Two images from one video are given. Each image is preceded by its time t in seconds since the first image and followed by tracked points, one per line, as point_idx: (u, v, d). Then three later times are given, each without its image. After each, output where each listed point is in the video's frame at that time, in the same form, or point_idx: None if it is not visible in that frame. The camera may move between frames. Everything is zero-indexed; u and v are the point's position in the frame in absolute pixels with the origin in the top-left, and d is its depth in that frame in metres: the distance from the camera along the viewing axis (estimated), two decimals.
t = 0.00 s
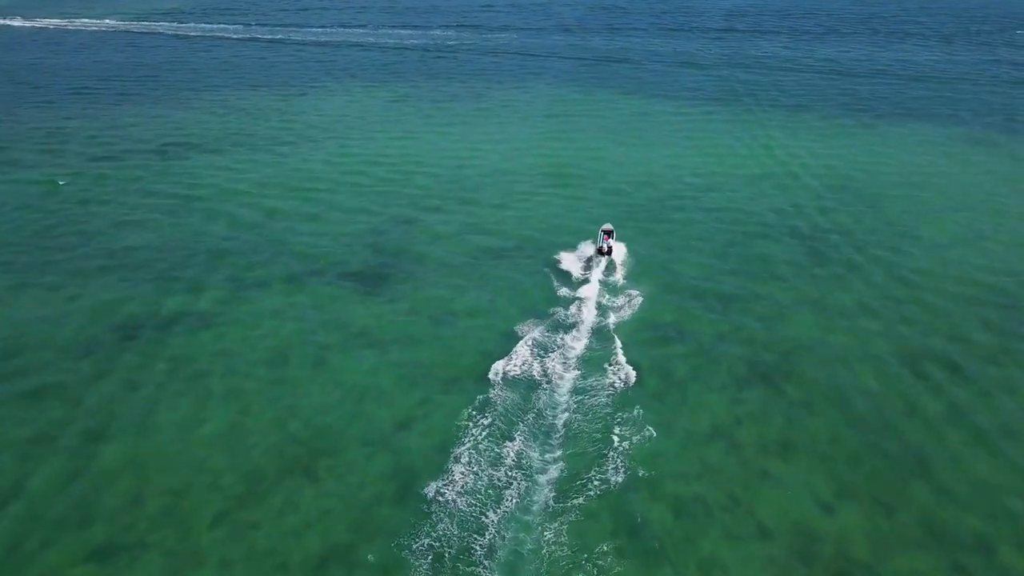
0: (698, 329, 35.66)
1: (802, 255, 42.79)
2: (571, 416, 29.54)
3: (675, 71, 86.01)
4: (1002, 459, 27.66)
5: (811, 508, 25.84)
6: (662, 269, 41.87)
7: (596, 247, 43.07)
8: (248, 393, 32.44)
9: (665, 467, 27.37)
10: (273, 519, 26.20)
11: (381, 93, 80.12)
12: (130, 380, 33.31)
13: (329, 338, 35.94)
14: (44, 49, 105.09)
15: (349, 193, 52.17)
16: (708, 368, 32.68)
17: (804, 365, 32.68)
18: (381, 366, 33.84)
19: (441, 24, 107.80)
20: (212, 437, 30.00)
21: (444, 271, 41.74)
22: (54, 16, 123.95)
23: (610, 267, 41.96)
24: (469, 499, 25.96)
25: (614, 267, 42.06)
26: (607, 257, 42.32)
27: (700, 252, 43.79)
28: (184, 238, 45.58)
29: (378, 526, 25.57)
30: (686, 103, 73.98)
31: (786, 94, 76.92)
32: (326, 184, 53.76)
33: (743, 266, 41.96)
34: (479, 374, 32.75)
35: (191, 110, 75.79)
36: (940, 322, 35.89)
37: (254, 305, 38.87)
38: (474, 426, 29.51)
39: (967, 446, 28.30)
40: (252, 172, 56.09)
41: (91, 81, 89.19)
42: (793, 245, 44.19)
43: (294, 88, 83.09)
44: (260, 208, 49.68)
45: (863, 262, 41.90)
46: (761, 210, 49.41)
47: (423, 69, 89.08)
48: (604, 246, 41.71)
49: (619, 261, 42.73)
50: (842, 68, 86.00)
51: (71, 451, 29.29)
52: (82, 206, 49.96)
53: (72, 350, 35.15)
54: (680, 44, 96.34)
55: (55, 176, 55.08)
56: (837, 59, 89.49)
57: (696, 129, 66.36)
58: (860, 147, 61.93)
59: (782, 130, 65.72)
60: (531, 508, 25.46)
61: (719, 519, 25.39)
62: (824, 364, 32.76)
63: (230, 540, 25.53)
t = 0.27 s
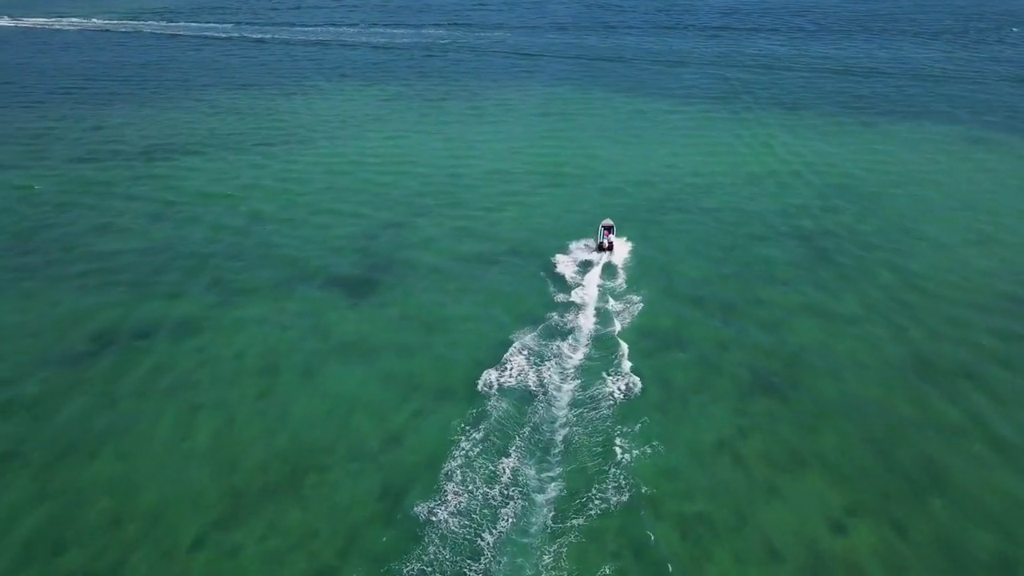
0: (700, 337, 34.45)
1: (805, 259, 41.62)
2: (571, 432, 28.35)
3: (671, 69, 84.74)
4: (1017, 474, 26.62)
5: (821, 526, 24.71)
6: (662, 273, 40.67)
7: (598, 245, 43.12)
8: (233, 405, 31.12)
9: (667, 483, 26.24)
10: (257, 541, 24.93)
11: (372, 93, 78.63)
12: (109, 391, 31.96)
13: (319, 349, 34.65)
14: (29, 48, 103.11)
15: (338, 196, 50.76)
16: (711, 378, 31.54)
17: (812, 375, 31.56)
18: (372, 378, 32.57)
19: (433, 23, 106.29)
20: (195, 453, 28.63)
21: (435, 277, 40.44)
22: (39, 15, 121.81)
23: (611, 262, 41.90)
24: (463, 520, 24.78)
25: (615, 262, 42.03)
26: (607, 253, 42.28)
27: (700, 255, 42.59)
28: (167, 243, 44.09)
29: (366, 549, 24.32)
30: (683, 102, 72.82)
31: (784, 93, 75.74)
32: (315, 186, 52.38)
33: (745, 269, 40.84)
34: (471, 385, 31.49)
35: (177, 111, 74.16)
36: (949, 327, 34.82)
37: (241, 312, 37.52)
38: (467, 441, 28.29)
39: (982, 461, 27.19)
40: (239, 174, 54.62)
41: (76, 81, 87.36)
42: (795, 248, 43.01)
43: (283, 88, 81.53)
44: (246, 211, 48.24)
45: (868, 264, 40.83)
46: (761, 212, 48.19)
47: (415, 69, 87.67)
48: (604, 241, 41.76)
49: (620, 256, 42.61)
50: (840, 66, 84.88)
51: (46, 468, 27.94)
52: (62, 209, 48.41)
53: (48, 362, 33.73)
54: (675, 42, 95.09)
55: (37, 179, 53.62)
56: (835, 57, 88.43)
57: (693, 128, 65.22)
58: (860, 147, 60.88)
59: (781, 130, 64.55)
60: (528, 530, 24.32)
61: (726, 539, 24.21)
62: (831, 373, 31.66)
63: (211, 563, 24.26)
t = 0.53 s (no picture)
0: (706, 345, 33.25)
1: (810, 265, 40.43)
2: (572, 448, 27.15)
3: (671, 69, 83.42)
4: None
5: (835, 548, 23.54)
6: (664, 279, 39.48)
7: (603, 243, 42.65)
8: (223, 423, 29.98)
9: (673, 503, 25.04)
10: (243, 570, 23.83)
11: (367, 93, 77.25)
12: (95, 409, 30.88)
13: (311, 362, 33.50)
14: (20, 49, 101.55)
15: (330, 200, 49.43)
16: (719, 390, 30.37)
17: (824, 387, 30.38)
18: (365, 391, 31.37)
19: (429, 22, 104.83)
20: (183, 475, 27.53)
21: (430, 284, 39.17)
22: (30, 14, 120.15)
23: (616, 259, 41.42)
24: (459, 546, 23.64)
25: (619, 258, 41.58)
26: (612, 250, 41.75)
27: (704, 260, 41.37)
28: (153, 249, 42.77)
29: None
30: (684, 102, 71.60)
31: (785, 92, 74.44)
32: (308, 189, 51.12)
33: (749, 275, 39.66)
34: (469, 398, 30.33)
35: (168, 112, 72.72)
36: (962, 335, 33.64)
37: (231, 322, 36.34)
38: (463, 459, 27.11)
39: (1005, 481, 25.93)
40: (230, 177, 53.30)
41: (67, 82, 85.87)
42: (800, 253, 41.81)
43: (276, 89, 80.14)
44: (236, 216, 46.91)
45: (876, 269, 39.65)
46: (764, 216, 46.95)
47: (411, 68, 86.31)
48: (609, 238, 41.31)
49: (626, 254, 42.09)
50: (841, 65, 83.59)
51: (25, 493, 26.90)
52: (47, 214, 47.06)
53: (29, 376, 32.54)
54: (675, 41, 93.77)
55: (23, 183, 52.35)
56: (836, 56, 87.19)
57: (694, 129, 64.00)
58: (865, 147, 59.68)
59: (783, 131, 63.33)
60: (527, 557, 23.18)
61: (735, 563, 23.06)
62: (844, 385, 30.45)
63: None
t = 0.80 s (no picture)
0: (711, 360, 32.36)
1: (816, 272, 39.35)
2: (574, 472, 26.32)
3: (670, 68, 82.08)
4: None
5: None
6: (668, 286, 38.34)
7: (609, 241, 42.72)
8: (214, 440, 28.93)
9: (678, 535, 24.28)
10: None
11: (361, 94, 75.86)
12: (80, 425, 29.74)
13: (304, 375, 32.42)
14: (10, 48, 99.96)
15: (322, 204, 48.18)
16: (725, 409, 29.61)
17: (832, 408, 29.72)
18: (359, 407, 30.38)
19: (425, 21, 103.44)
20: (171, 496, 26.50)
21: (425, 292, 38.02)
22: (21, 13, 118.43)
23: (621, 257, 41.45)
24: None
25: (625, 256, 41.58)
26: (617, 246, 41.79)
27: (707, 266, 40.21)
28: (140, 254, 41.54)
29: None
30: (684, 102, 70.32)
31: (787, 92, 73.15)
32: (301, 193, 49.84)
33: (755, 283, 38.54)
34: (468, 415, 29.35)
35: (158, 112, 71.27)
36: (972, 351, 32.82)
37: (221, 333, 35.15)
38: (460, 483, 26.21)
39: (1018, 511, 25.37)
40: (219, 181, 52.01)
41: (57, 82, 84.37)
42: (805, 259, 40.70)
43: (270, 89, 78.71)
44: (226, 221, 45.67)
45: (884, 278, 38.67)
46: (768, 220, 45.74)
47: (407, 68, 84.93)
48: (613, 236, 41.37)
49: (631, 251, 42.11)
50: (843, 65, 82.31)
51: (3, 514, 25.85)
52: (31, 219, 45.78)
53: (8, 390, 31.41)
54: (674, 40, 92.47)
55: (8, 186, 51.02)
56: (838, 55, 85.99)
57: (695, 129, 62.74)
58: (869, 148, 58.52)
59: (785, 132, 62.11)
60: None
61: None
62: (851, 407, 29.82)
63: None
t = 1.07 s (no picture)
0: (719, 375, 31.24)
1: (824, 283, 38.10)
2: (577, 498, 25.25)
3: (672, 69, 80.72)
4: None
5: None
6: (673, 297, 37.15)
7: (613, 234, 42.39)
8: (202, 458, 27.76)
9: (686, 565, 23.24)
10: None
11: (358, 97, 74.56)
12: (63, 442, 28.57)
13: (296, 389, 31.21)
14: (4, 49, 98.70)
15: (316, 210, 46.89)
16: (734, 426, 28.56)
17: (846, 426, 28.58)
18: (351, 425, 29.21)
19: (423, 22, 102.07)
20: (159, 517, 25.37)
21: (420, 304, 36.77)
22: (16, 14, 117.18)
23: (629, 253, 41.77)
24: None
25: (633, 251, 41.94)
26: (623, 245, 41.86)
27: (714, 276, 39.03)
28: (126, 263, 40.30)
29: None
30: (687, 104, 69.09)
31: (791, 94, 71.78)
32: (296, 198, 48.66)
33: (762, 293, 37.35)
34: (466, 434, 28.23)
35: (151, 115, 70.00)
36: (989, 366, 31.65)
37: (211, 344, 33.93)
38: (457, 510, 25.10)
39: None
40: (211, 186, 50.74)
41: (49, 83, 83.12)
42: (813, 270, 39.43)
43: (265, 92, 77.42)
44: (216, 228, 44.42)
45: (895, 288, 37.44)
46: (774, 229, 44.43)
47: (406, 70, 83.69)
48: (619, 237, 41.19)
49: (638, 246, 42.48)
50: (847, 66, 80.91)
51: None
52: (17, 225, 44.53)
53: None
54: (676, 41, 91.11)
55: None
56: (843, 56, 84.74)
57: (698, 133, 61.40)
58: (877, 153, 57.29)
59: (790, 135, 60.78)
60: None
61: None
62: (865, 425, 28.67)
63: None
